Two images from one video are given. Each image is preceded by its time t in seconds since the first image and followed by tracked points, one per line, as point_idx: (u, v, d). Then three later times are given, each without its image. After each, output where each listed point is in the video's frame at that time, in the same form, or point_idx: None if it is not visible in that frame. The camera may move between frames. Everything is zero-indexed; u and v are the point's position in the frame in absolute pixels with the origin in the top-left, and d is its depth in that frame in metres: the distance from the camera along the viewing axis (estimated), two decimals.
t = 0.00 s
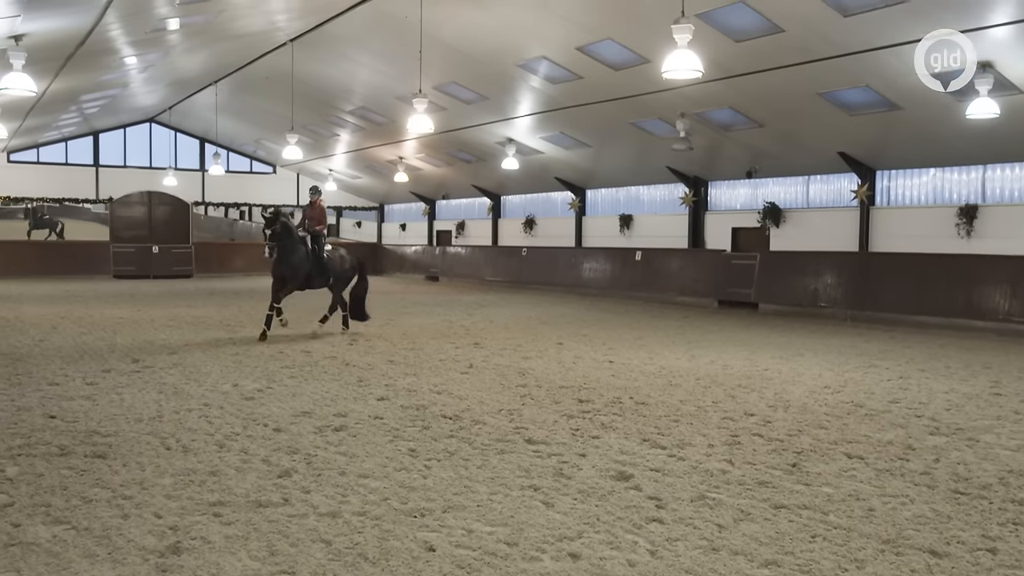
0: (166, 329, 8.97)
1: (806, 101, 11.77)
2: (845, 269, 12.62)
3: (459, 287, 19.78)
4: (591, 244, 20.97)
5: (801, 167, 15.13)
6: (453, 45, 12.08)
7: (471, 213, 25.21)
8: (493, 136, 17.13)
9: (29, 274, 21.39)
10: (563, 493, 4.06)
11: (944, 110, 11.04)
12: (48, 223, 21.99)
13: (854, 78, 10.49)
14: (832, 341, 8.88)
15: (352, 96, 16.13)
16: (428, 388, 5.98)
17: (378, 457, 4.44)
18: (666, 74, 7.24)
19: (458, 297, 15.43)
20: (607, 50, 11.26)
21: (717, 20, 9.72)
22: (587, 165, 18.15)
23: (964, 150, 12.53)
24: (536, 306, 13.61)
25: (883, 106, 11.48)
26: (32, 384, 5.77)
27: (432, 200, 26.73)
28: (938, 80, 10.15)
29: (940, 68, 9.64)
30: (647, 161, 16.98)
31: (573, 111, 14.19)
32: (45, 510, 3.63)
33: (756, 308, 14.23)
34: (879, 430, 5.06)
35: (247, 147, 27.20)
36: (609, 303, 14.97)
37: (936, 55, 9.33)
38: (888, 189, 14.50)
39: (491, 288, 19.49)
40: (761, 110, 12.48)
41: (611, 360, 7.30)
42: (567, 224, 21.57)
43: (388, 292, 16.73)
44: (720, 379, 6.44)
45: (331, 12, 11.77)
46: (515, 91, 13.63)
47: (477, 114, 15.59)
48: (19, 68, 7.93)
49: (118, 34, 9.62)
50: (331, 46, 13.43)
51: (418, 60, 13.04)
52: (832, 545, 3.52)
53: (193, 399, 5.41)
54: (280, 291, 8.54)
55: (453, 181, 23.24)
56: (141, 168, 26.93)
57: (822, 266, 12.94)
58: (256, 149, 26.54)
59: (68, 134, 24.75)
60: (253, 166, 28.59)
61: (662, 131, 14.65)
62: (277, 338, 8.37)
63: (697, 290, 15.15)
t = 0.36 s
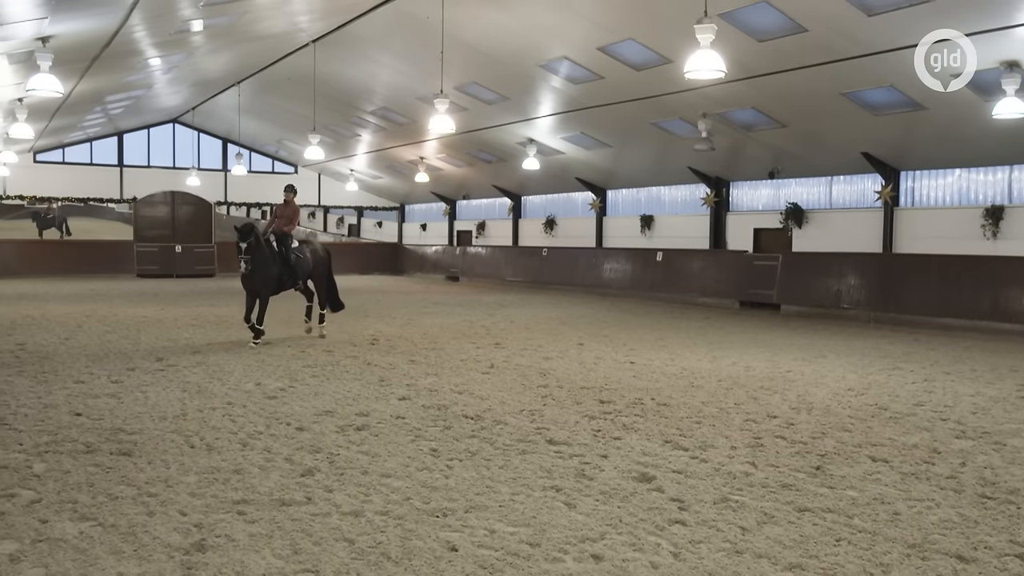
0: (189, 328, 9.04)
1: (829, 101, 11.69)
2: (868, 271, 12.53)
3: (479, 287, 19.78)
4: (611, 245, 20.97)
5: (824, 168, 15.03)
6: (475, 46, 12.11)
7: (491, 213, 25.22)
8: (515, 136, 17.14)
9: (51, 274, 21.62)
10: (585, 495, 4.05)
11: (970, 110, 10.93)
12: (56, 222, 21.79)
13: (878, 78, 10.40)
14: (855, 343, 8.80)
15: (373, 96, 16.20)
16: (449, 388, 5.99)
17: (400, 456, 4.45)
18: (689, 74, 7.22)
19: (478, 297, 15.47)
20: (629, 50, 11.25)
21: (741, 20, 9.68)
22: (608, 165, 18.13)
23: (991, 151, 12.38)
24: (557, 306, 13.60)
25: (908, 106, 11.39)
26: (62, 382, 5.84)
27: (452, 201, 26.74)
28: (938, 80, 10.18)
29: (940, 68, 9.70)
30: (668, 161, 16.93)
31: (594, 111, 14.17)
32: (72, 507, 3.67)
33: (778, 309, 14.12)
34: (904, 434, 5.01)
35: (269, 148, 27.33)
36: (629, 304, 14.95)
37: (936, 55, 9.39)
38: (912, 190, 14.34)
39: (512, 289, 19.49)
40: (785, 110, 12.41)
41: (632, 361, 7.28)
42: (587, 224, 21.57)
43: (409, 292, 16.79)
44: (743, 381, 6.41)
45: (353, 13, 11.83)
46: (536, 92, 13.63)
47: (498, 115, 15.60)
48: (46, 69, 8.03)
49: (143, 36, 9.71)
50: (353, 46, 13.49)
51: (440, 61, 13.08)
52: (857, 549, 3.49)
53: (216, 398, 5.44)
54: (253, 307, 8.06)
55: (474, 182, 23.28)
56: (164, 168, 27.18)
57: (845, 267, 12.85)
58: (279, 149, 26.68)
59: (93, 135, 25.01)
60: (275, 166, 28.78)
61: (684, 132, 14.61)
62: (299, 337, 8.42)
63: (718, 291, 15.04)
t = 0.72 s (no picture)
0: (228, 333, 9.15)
1: (868, 102, 11.55)
2: (909, 275, 12.30)
3: (514, 292, 19.76)
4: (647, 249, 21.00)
5: (864, 170, 14.83)
6: (510, 50, 12.15)
7: (526, 218, 25.28)
8: (550, 141, 17.15)
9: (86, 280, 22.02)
10: (623, 500, 4.00)
11: (1013, 112, 10.71)
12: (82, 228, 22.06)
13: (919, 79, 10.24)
14: (896, 348, 8.66)
15: (409, 102, 16.33)
16: (486, 392, 5.99)
17: (438, 461, 4.46)
18: (726, 77, 7.18)
19: (513, 302, 15.52)
20: (665, 53, 11.21)
21: (779, 21, 9.60)
22: (643, 169, 18.10)
23: None
24: (593, 310, 13.56)
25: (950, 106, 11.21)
26: (109, 385, 5.93)
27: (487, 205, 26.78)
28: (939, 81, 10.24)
29: (940, 68, 9.79)
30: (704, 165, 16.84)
31: (630, 115, 14.13)
32: (116, 508, 3.71)
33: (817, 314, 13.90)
34: (949, 441, 4.91)
35: (305, 154, 27.61)
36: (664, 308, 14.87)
37: (936, 55, 9.46)
38: (955, 192, 14.05)
39: (546, 293, 19.45)
40: (824, 112, 12.28)
41: (669, 366, 7.23)
42: (623, 228, 21.57)
43: (442, 296, 16.84)
44: (782, 386, 6.33)
45: (390, 19, 11.94)
46: (571, 96, 13.63)
47: (533, 119, 15.63)
48: (90, 78, 8.19)
49: (183, 44, 9.87)
50: (388, 52, 13.61)
51: (475, 65, 13.15)
52: (903, 558, 3.39)
53: (255, 402, 5.50)
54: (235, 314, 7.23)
55: (509, 186, 23.37)
56: (202, 175, 27.47)
57: (886, 271, 12.62)
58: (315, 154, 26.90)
59: (132, 142, 25.46)
60: (312, 172, 28.82)
61: (721, 135, 14.53)
62: (336, 341, 8.48)
63: (755, 296, 14.82)
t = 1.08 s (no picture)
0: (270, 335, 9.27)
1: (913, 102, 11.35)
2: (956, 277, 11.93)
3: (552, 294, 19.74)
4: (686, 251, 20.92)
5: (908, 171, 14.60)
6: (548, 52, 12.16)
7: (564, 220, 25.30)
8: (589, 144, 17.15)
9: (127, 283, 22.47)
10: (666, 505, 3.95)
11: None
12: (115, 230, 22.32)
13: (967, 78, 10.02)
14: (942, 352, 8.49)
15: (448, 105, 16.43)
16: (526, 395, 5.99)
17: (479, 463, 4.46)
18: (768, 78, 7.12)
19: (550, 304, 15.55)
20: (705, 54, 11.15)
21: (821, 20, 9.48)
22: (683, 171, 18.03)
23: None
24: (632, 313, 13.52)
25: (998, 105, 10.98)
26: (158, 387, 6.04)
27: (525, 208, 26.87)
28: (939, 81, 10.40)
29: (939, 68, 9.94)
30: (745, 166, 16.70)
31: (670, 116, 14.07)
32: (164, 507, 3.76)
33: (861, 316, 13.65)
34: (1000, 447, 4.80)
35: (344, 158, 27.73)
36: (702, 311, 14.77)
37: (937, 54, 9.62)
38: (1003, 193, 13.75)
39: (584, 295, 19.40)
40: (867, 112, 12.11)
41: (709, 370, 7.17)
42: (662, 230, 21.52)
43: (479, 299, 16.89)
44: (826, 391, 6.24)
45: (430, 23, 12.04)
46: (611, 98, 13.61)
47: (573, 122, 15.65)
48: (136, 84, 8.36)
49: (225, 51, 10.02)
50: (427, 56, 13.70)
51: (515, 68, 13.18)
52: (954, 567, 3.28)
53: (297, 403, 5.55)
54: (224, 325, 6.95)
55: (547, 189, 23.42)
56: (245, 179, 27.34)
57: (931, 273, 12.28)
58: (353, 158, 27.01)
59: (177, 147, 25.84)
60: (351, 175, 28.57)
61: (762, 136, 14.42)
62: (376, 344, 8.54)
63: (797, 299, 14.60)
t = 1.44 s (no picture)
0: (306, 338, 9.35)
1: (954, 103, 11.16)
2: (998, 281, 11.70)
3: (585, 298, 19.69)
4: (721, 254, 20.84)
5: (949, 173, 14.38)
6: (582, 55, 12.15)
7: (598, 223, 25.30)
8: (623, 147, 17.12)
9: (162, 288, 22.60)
10: (704, 510, 3.91)
11: None
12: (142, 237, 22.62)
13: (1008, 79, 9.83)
14: (984, 357, 8.33)
15: (482, 109, 16.49)
16: (560, 399, 5.97)
17: (515, 467, 4.46)
18: (805, 79, 7.05)
19: (583, 307, 15.53)
20: (741, 56, 11.08)
21: (860, 22, 9.37)
22: (718, 174, 17.95)
23: None
24: (667, 317, 13.46)
25: None
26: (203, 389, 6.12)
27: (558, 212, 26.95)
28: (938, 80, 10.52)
29: (939, 67, 10.05)
30: (781, 168, 16.56)
31: (705, 119, 14.00)
32: (203, 508, 3.79)
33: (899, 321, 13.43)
34: None
35: (379, 162, 27.82)
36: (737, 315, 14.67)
37: (937, 55, 9.72)
38: None
39: (618, 299, 19.31)
40: (906, 113, 11.96)
41: (745, 374, 7.11)
42: (696, 233, 21.46)
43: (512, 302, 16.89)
44: (865, 396, 6.16)
45: (463, 28, 12.10)
46: (646, 101, 13.57)
47: (607, 125, 15.63)
48: (175, 90, 8.48)
49: (262, 57, 10.15)
50: (461, 60, 13.78)
51: (549, 71, 13.19)
52: None
53: (333, 406, 5.60)
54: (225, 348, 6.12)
55: (581, 192, 23.42)
56: (280, 183, 27.47)
57: (973, 278, 12.04)
58: (388, 161, 27.10)
59: (214, 152, 26.11)
60: (385, 179, 28.92)
61: (797, 138, 14.30)
62: (410, 347, 8.57)
63: (835, 303, 14.42)
